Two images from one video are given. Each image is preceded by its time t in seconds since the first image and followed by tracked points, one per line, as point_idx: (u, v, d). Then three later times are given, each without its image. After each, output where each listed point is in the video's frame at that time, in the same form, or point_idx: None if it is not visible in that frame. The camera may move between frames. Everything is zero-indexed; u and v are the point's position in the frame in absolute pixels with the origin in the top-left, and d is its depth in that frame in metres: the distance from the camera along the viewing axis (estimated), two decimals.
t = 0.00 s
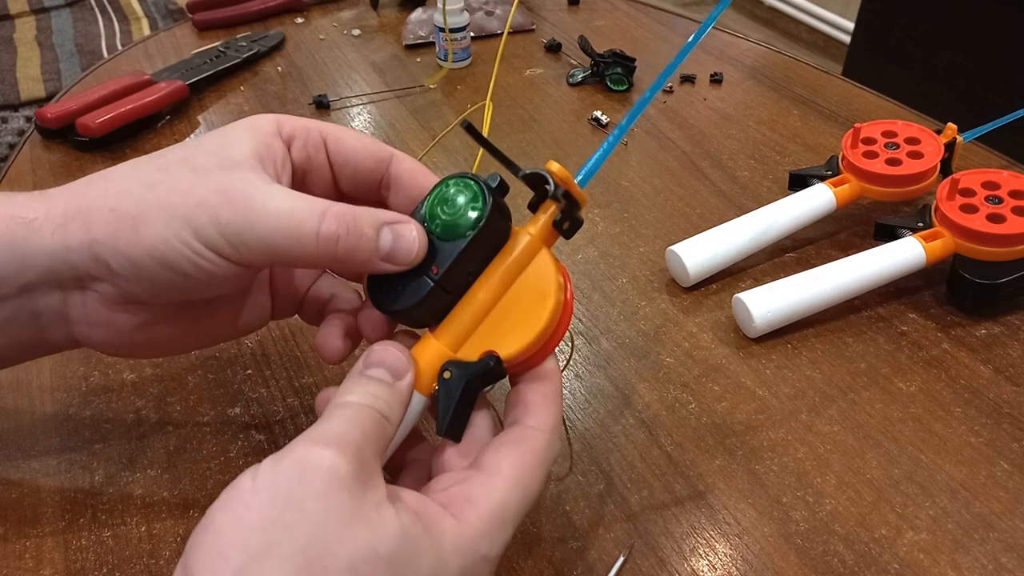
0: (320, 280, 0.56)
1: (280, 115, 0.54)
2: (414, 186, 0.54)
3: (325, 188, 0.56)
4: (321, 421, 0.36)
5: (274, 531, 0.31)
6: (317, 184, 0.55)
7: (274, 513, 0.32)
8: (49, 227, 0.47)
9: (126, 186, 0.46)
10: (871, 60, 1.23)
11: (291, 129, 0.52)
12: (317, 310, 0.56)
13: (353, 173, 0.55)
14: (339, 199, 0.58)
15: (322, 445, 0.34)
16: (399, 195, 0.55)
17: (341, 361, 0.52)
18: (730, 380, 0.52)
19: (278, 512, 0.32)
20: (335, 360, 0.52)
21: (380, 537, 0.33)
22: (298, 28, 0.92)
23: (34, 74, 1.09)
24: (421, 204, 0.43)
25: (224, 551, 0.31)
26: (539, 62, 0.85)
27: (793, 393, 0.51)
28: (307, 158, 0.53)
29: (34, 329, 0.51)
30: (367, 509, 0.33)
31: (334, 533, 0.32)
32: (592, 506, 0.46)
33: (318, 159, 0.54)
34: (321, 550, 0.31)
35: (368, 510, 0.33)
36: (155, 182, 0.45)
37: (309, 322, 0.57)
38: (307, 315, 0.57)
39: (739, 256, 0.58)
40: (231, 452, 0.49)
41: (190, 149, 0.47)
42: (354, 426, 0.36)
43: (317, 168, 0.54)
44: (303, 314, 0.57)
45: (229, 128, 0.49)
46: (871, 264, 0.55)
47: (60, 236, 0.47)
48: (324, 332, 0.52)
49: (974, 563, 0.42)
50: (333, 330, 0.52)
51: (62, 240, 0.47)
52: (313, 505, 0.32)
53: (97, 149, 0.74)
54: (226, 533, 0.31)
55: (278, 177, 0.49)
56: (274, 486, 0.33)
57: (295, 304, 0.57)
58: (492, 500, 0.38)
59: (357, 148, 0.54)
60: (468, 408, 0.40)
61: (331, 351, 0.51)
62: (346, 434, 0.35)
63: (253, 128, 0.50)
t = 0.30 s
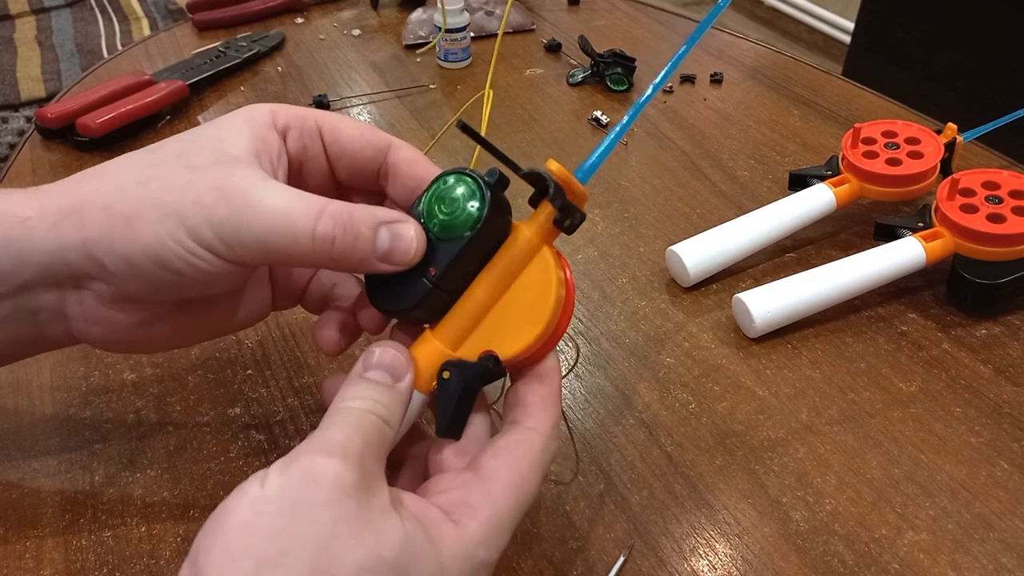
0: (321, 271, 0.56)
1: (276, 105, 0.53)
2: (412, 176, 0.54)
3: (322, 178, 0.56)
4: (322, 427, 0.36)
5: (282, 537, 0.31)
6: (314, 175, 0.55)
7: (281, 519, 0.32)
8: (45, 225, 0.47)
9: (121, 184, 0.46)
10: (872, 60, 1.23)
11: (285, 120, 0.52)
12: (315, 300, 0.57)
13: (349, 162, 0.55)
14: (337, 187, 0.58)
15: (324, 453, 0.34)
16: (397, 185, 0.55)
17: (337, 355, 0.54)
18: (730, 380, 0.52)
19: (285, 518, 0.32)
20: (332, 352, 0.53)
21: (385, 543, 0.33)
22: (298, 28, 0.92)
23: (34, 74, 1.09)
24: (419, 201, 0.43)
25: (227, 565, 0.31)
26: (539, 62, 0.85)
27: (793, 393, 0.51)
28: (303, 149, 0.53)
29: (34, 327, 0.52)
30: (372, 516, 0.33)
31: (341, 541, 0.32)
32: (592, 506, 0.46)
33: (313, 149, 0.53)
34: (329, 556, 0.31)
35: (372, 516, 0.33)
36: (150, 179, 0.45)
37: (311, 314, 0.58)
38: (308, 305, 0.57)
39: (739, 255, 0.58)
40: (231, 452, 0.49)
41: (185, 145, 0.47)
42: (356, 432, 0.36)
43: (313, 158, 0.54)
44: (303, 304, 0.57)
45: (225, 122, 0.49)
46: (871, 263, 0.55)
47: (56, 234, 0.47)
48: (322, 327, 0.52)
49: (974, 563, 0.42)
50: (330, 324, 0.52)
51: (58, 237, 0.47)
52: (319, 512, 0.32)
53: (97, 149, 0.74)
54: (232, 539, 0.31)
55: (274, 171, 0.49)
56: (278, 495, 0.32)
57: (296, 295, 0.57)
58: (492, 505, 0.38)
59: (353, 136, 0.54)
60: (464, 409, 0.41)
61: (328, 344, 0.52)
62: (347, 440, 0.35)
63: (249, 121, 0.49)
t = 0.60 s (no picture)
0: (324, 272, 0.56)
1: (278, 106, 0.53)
2: (414, 177, 0.54)
3: (324, 178, 0.56)
4: (325, 429, 0.36)
5: (284, 539, 0.31)
6: (318, 176, 0.55)
7: (285, 520, 0.32)
8: (46, 225, 0.47)
9: (123, 184, 0.46)
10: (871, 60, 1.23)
11: (288, 120, 0.52)
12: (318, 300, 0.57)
13: (352, 163, 0.55)
14: (339, 187, 0.58)
15: (327, 455, 0.34)
16: (399, 185, 0.55)
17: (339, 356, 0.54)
18: (730, 380, 0.52)
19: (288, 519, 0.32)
20: (335, 353, 0.53)
21: (388, 546, 0.33)
22: (298, 28, 0.92)
23: (34, 74, 1.09)
24: (423, 203, 0.43)
25: (229, 566, 0.31)
26: (539, 62, 0.85)
27: (793, 393, 0.51)
28: (305, 150, 0.53)
29: (37, 328, 0.52)
30: (375, 519, 0.33)
31: (343, 543, 0.32)
32: (592, 506, 0.46)
33: (316, 150, 0.53)
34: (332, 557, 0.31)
35: (375, 518, 0.33)
36: (152, 180, 0.45)
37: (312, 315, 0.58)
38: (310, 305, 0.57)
39: (740, 255, 0.58)
40: (231, 452, 0.49)
41: (187, 146, 0.46)
42: (359, 435, 0.36)
43: (316, 159, 0.54)
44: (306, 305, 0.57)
45: (227, 122, 0.49)
46: (871, 263, 0.55)
47: (58, 234, 0.47)
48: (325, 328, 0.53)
49: (974, 563, 0.43)
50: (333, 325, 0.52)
51: (60, 237, 0.47)
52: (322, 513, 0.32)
53: (97, 149, 0.74)
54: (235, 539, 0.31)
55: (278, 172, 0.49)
56: (281, 496, 0.32)
57: (298, 296, 0.57)
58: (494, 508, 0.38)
59: (355, 136, 0.54)
60: (467, 411, 0.41)
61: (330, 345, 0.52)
62: (350, 442, 0.35)
63: (251, 121, 0.49)
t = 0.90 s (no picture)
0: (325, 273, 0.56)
1: (280, 108, 0.53)
2: (416, 180, 0.54)
3: (326, 181, 0.56)
4: (325, 429, 0.36)
5: (284, 539, 0.31)
6: (319, 179, 0.55)
7: (285, 520, 0.32)
8: (49, 227, 0.47)
9: (125, 186, 0.46)
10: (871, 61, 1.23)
11: (291, 123, 0.52)
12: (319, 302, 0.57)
13: (354, 166, 0.55)
14: (341, 190, 0.58)
15: (328, 455, 0.34)
16: (401, 189, 0.55)
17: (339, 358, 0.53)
18: (730, 380, 0.52)
19: (287, 518, 0.32)
20: (335, 355, 0.53)
21: (387, 547, 0.33)
22: (298, 28, 0.92)
23: (34, 74, 1.09)
24: (424, 204, 0.43)
25: (228, 567, 0.31)
26: (539, 62, 0.85)
27: (793, 393, 0.51)
28: (307, 153, 0.53)
29: (40, 330, 0.52)
30: (375, 519, 0.33)
31: (343, 543, 0.32)
32: (592, 506, 0.46)
33: (318, 153, 0.53)
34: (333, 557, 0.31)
35: (375, 519, 0.33)
36: (154, 182, 0.45)
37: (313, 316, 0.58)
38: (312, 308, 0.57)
39: (741, 255, 0.58)
40: (231, 452, 0.49)
41: (189, 148, 0.46)
42: (359, 434, 0.36)
43: (318, 162, 0.54)
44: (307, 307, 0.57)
45: (229, 125, 0.49)
46: (871, 263, 0.55)
47: (61, 237, 0.47)
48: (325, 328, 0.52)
49: (974, 563, 0.42)
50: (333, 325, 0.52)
51: (62, 240, 0.47)
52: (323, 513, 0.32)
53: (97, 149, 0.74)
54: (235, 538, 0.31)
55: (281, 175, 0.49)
56: (282, 496, 0.32)
57: (300, 298, 0.57)
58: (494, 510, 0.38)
59: (357, 139, 0.54)
60: (467, 412, 0.41)
61: (330, 347, 0.52)
62: (350, 442, 0.35)
63: (254, 123, 0.49)
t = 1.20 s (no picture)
0: (327, 273, 0.57)
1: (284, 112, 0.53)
2: (415, 184, 0.54)
3: (327, 185, 0.56)
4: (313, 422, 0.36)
5: (269, 532, 0.31)
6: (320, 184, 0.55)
7: (269, 514, 0.32)
8: (54, 218, 0.47)
9: (130, 179, 0.46)
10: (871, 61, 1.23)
11: (295, 125, 0.52)
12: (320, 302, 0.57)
13: (355, 171, 0.55)
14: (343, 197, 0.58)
15: (315, 449, 0.34)
16: (400, 194, 0.55)
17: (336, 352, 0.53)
18: (730, 380, 0.52)
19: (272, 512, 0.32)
20: (331, 349, 0.53)
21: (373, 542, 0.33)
22: (298, 28, 0.92)
23: (34, 74, 1.09)
24: (426, 200, 0.43)
25: (213, 559, 0.30)
26: (539, 63, 0.85)
27: (793, 393, 0.51)
28: (310, 156, 0.53)
29: (41, 322, 0.51)
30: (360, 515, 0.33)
31: (329, 537, 0.32)
32: (592, 506, 0.46)
33: (320, 156, 0.53)
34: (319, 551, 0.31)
35: (362, 515, 0.33)
36: (158, 176, 0.45)
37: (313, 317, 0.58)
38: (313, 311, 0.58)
39: (741, 255, 0.58)
40: (232, 453, 0.49)
41: (193, 146, 0.47)
42: (348, 428, 0.36)
43: (320, 166, 0.54)
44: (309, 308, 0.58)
45: (233, 125, 0.49)
46: (871, 262, 0.55)
47: (66, 227, 0.47)
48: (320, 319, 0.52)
49: (974, 563, 0.42)
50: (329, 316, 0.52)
51: (67, 230, 0.47)
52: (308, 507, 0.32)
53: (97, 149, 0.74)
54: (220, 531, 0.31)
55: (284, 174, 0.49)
56: (267, 489, 0.32)
57: (300, 299, 0.57)
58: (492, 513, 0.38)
59: (359, 144, 0.54)
60: (461, 405, 0.40)
61: (324, 338, 0.52)
62: (340, 436, 0.35)
63: (259, 126, 0.49)
